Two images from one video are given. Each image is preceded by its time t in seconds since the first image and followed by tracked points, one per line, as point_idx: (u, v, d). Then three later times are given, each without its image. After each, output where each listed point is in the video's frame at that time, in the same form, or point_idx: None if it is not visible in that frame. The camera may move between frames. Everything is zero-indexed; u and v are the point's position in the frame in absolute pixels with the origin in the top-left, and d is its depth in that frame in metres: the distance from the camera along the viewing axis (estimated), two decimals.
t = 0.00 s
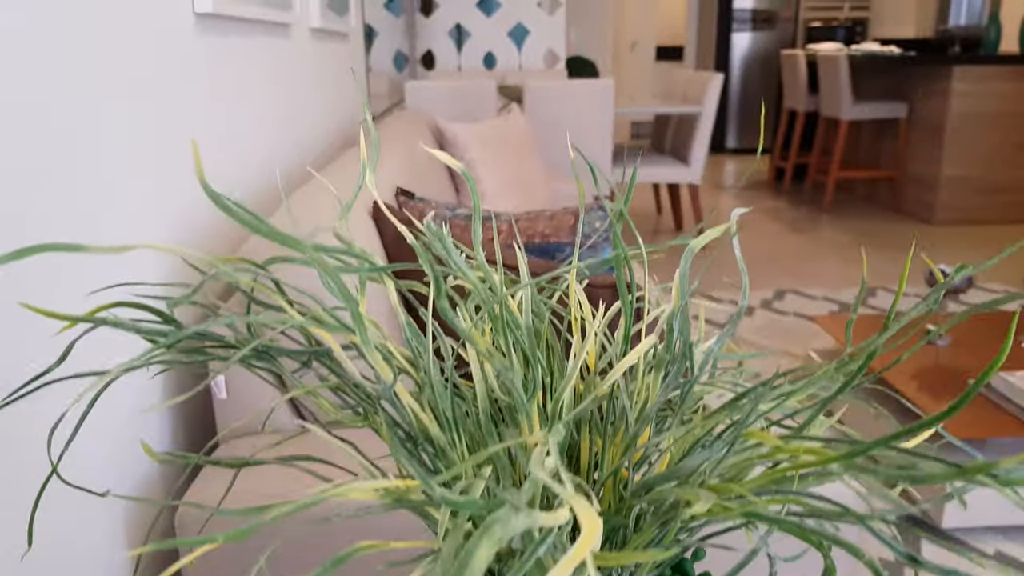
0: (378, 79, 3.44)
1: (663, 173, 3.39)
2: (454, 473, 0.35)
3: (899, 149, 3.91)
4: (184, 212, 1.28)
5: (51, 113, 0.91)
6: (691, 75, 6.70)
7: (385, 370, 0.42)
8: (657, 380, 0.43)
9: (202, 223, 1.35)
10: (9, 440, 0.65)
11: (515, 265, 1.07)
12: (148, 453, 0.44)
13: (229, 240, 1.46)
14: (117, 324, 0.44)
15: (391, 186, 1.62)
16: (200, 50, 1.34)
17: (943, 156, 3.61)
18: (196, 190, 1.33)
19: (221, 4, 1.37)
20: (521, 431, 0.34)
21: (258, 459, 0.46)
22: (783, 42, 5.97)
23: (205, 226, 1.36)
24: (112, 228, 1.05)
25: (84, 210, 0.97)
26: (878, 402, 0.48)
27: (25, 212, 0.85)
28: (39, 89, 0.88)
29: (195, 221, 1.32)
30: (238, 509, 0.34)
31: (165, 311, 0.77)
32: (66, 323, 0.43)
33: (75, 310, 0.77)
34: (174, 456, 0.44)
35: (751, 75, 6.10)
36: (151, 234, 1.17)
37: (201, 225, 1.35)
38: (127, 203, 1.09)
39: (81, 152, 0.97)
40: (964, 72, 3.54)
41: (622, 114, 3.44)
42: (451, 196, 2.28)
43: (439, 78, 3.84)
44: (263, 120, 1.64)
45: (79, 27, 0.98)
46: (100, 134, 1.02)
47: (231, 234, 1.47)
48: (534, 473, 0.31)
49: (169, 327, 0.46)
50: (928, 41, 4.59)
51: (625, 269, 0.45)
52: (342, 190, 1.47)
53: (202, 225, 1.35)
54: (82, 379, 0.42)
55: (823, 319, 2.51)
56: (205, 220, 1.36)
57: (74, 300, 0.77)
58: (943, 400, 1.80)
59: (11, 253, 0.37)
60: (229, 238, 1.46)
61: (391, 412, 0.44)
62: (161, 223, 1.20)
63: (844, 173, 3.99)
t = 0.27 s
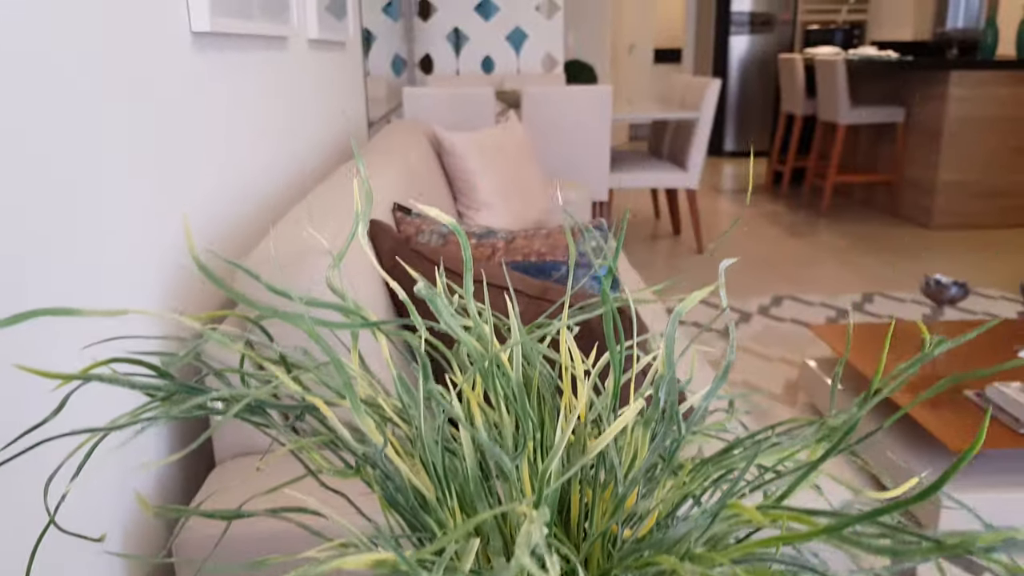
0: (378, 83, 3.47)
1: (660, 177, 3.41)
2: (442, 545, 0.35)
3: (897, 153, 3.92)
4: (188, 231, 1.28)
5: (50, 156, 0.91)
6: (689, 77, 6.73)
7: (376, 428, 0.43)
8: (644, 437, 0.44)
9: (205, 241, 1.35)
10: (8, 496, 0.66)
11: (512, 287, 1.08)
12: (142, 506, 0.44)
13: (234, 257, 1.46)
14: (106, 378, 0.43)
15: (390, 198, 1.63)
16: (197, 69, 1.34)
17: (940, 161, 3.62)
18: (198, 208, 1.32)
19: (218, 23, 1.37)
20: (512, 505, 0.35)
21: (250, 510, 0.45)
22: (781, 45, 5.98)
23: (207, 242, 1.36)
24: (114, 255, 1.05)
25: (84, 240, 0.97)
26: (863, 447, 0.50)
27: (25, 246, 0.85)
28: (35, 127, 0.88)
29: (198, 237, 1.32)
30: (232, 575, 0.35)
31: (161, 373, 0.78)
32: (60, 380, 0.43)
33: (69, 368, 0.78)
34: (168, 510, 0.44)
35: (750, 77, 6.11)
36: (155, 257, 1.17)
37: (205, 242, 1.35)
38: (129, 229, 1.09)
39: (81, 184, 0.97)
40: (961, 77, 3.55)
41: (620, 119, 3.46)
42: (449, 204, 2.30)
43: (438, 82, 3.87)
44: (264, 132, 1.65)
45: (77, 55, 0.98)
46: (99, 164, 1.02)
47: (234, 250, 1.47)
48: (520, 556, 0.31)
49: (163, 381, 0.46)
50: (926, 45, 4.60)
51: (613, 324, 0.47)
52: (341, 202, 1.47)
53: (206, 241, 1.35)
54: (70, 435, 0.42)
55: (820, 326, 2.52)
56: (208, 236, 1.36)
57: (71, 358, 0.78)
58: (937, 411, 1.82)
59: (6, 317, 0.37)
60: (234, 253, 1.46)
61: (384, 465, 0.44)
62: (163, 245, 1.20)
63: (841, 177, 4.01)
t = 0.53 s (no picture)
0: (375, 90, 3.48)
1: (656, 183, 3.43)
2: None
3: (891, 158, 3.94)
4: (191, 251, 1.28)
5: (61, 193, 0.91)
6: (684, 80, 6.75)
7: (369, 484, 0.44)
8: (632, 490, 0.45)
9: (207, 259, 1.35)
10: (7, 543, 0.67)
11: (506, 308, 1.10)
12: (138, 555, 0.44)
13: (234, 272, 1.47)
14: (105, 430, 0.44)
15: (386, 212, 1.64)
16: (195, 87, 1.34)
17: (935, 165, 3.64)
18: (199, 226, 1.33)
19: (215, 41, 1.37)
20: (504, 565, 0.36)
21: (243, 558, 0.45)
22: (777, 48, 6.00)
23: (209, 259, 1.36)
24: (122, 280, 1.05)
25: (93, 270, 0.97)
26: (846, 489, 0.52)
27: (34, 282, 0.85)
28: (45, 159, 0.87)
29: (200, 255, 1.32)
30: None
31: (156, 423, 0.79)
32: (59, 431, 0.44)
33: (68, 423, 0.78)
34: (163, 559, 0.45)
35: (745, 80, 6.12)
36: (161, 279, 1.17)
37: (206, 259, 1.35)
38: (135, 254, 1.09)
39: (87, 214, 0.97)
40: (955, 82, 3.56)
41: (616, 126, 3.48)
42: (446, 214, 2.31)
43: (435, 88, 3.89)
44: (262, 145, 1.66)
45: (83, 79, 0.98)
46: (106, 189, 1.02)
47: (234, 265, 1.47)
48: None
49: (159, 431, 0.47)
50: (921, 48, 4.62)
51: (601, 374, 0.48)
52: (337, 216, 1.47)
53: (207, 259, 1.36)
54: (66, 488, 0.42)
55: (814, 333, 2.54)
56: (209, 253, 1.36)
57: (72, 409, 0.78)
58: (931, 421, 1.83)
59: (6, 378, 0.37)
60: (234, 269, 1.47)
61: (378, 516, 0.45)
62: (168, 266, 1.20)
63: (837, 182, 4.03)
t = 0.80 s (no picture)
0: (372, 95, 3.48)
1: (651, 189, 3.44)
2: None
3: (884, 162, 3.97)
4: (190, 270, 1.29)
5: (60, 231, 0.91)
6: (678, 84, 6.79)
7: (368, 539, 0.45)
8: (625, 543, 0.46)
9: (206, 276, 1.36)
10: None
11: (503, 330, 1.11)
12: None
13: (232, 287, 1.47)
14: (109, 482, 0.44)
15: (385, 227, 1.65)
16: (193, 102, 1.34)
17: (928, 169, 3.67)
18: (198, 243, 1.33)
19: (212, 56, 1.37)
20: None
21: None
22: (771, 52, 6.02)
23: (208, 276, 1.37)
24: (123, 305, 1.06)
25: (92, 299, 0.98)
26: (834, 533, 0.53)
27: (38, 313, 0.85)
28: (48, 196, 0.88)
29: (199, 273, 1.33)
30: None
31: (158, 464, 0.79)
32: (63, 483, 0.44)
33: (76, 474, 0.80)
34: None
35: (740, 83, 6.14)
36: (160, 300, 1.17)
37: (206, 276, 1.35)
38: (134, 279, 1.09)
39: (88, 243, 0.97)
40: (948, 87, 3.58)
41: (611, 132, 3.49)
42: (442, 223, 2.32)
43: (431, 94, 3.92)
44: (260, 159, 1.66)
45: (83, 106, 0.98)
46: (106, 217, 1.02)
47: (232, 279, 1.48)
48: None
49: (161, 479, 0.48)
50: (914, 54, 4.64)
51: (595, 426, 0.49)
52: (333, 229, 1.47)
53: (207, 276, 1.36)
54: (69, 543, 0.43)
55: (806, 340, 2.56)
56: (208, 269, 1.36)
57: (76, 463, 0.80)
58: (922, 430, 1.85)
59: (13, 440, 0.37)
60: (232, 282, 1.47)
61: (376, 567, 0.47)
62: (167, 286, 1.20)
63: (830, 186, 4.04)
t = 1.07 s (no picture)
0: (365, 101, 3.49)
1: (643, 195, 3.47)
2: None
3: (874, 166, 4.00)
4: (188, 281, 1.30)
5: (61, 234, 0.92)
6: (669, 87, 6.85)
7: None
8: None
9: (204, 287, 1.37)
10: None
11: (497, 350, 1.12)
12: None
13: (230, 298, 1.48)
14: (113, 526, 0.44)
15: (381, 242, 1.66)
16: (189, 115, 1.35)
17: (916, 175, 3.71)
18: (196, 254, 1.34)
19: (208, 72, 1.38)
20: None
21: None
22: (761, 57, 6.06)
23: (207, 287, 1.37)
24: (122, 315, 1.07)
25: (92, 303, 0.99)
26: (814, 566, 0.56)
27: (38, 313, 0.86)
28: (48, 197, 0.89)
29: (197, 284, 1.34)
30: None
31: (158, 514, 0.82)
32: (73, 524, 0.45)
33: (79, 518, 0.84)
34: None
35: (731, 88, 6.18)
36: (158, 309, 1.18)
37: (204, 287, 1.36)
38: (134, 289, 1.11)
39: (87, 249, 0.98)
40: (937, 93, 3.62)
41: (603, 138, 3.51)
42: (436, 232, 2.34)
43: (423, 101, 3.94)
44: (256, 172, 1.68)
45: (82, 114, 0.99)
46: (106, 224, 1.03)
47: (229, 293, 1.48)
48: None
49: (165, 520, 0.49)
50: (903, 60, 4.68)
51: (584, 466, 0.51)
52: (328, 241, 1.48)
53: (205, 287, 1.37)
54: None
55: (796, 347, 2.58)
56: (206, 281, 1.37)
57: (80, 508, 0.82)
58: (911, 437, 1.88)
59: (23, 492, 0.37)
60: (229, 294, 1.48)
61: None
62: (165, 296, 1.21)
63: (820, 190, 4.08)
